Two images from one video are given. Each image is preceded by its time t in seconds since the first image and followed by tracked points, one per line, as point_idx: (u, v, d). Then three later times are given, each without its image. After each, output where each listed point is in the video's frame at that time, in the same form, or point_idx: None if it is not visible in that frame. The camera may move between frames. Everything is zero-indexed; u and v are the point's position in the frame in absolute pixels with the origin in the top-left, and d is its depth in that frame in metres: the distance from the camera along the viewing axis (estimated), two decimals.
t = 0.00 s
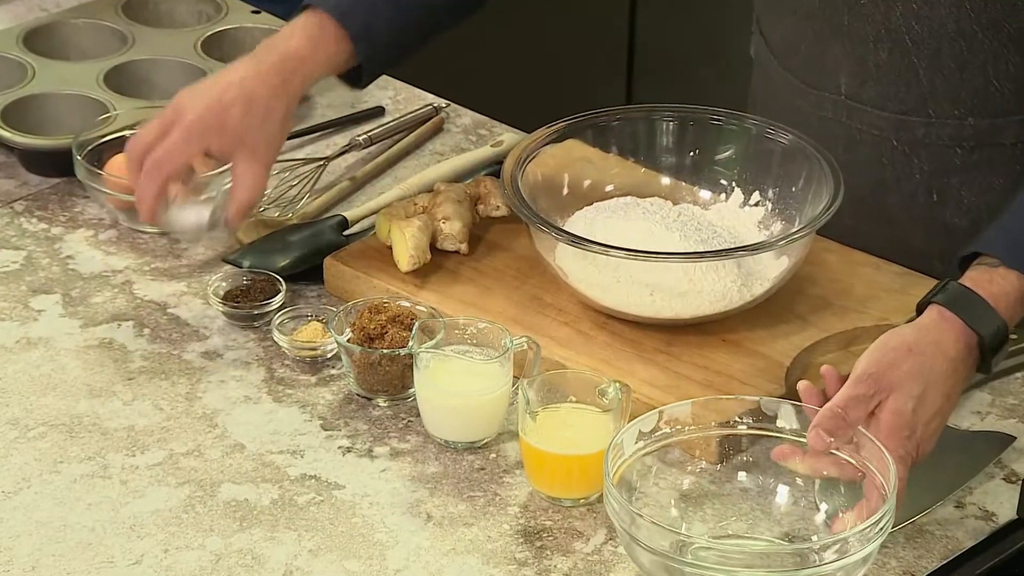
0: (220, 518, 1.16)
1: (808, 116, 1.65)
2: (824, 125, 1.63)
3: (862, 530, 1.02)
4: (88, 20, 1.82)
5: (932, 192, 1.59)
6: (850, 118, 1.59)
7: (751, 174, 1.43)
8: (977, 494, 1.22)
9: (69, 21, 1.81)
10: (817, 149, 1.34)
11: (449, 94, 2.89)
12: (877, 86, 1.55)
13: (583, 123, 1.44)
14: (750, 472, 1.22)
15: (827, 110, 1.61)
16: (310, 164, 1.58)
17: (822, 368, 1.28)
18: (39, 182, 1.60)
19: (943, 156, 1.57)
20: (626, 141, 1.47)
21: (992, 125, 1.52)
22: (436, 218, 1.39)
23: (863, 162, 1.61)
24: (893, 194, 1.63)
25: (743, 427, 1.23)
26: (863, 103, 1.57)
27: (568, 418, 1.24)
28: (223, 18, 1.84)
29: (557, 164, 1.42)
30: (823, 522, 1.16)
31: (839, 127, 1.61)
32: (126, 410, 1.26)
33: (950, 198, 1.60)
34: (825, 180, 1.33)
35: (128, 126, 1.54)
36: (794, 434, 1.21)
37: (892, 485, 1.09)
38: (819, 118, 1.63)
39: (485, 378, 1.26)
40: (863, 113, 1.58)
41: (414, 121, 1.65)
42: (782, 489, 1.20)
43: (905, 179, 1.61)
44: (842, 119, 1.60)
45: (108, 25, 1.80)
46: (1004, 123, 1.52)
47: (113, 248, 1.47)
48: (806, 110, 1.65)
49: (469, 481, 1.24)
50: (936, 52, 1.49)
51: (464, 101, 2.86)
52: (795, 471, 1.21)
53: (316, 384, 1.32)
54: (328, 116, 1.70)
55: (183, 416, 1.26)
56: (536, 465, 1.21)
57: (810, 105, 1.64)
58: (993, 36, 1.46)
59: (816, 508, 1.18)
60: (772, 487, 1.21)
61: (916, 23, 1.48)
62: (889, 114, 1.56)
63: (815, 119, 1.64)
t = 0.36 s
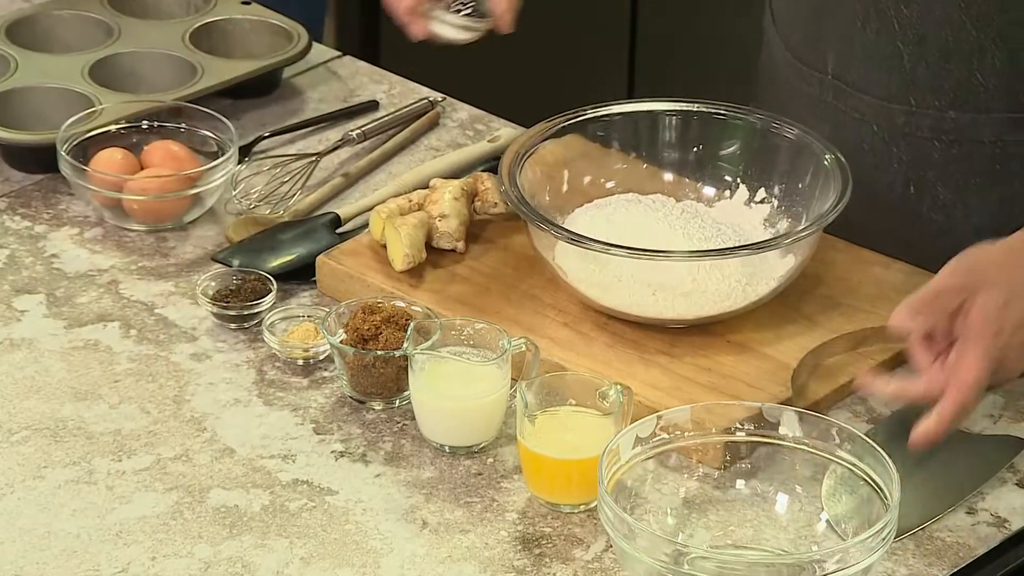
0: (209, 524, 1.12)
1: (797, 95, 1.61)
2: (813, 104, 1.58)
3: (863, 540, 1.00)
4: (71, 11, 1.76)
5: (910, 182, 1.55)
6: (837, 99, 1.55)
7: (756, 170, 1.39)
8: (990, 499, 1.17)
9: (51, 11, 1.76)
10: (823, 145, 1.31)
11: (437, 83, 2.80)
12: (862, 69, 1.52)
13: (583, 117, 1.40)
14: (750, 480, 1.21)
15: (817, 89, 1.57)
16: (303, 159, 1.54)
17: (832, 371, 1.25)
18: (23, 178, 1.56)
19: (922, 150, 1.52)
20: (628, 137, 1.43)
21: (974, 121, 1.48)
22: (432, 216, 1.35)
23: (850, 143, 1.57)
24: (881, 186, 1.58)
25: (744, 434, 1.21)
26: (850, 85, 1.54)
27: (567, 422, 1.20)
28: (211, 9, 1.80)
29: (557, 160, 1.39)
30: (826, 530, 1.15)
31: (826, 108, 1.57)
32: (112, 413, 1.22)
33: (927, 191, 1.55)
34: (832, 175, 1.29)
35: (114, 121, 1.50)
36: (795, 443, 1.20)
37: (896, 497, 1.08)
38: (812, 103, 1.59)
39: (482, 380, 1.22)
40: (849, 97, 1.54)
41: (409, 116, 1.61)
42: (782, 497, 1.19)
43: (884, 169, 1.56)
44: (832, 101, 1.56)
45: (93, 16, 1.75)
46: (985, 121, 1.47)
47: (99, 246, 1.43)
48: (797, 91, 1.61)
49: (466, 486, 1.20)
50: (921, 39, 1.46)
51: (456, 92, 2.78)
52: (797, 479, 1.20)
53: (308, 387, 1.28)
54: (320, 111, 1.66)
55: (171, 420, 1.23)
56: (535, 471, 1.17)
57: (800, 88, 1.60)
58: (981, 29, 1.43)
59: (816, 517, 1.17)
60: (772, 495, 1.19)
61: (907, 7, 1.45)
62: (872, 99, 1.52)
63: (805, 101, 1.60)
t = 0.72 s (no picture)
0: (199, 531, 1.09)
1: (829, 86, 1.51)
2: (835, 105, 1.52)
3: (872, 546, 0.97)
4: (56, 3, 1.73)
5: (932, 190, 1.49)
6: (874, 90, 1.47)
7: (761, 166, 1.35)
8: (1002, 504, 1.13)
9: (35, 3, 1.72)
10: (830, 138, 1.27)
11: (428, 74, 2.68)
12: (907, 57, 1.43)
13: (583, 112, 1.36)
14: (755, 485, 1.18)
15: (859, 82, 1.48)
16: (295, 155, 1.50)
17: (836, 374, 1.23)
18: (7, 174, 1.52)
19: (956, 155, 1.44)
20: (629, 133, 1.39)
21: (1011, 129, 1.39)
22: (428, 213, 1.31)
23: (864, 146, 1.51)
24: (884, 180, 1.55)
25: (748, 438, 1.17)
26: (893, 78, 1.45)
27: (567, 426, 1.17)
28: None
29: (555, 156, 1.35)
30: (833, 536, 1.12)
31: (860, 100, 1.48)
32: (99, 417, 1.19)
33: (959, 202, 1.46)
34: (840, 172, 1.25)
35: (100, 116, 1.47)
36: (801, 446, 1.17)
37: (905, 502, 1.04)
38: (843, 95, 1.50)
39: (479, 382, 1.19)
40: (889, 89, 1.45)
41: (404, 110, 1.58)
42: (788, 503, 1.16)
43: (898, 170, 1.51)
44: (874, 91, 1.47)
45: (78, 8, 1.71)
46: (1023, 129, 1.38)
47: (84, 244, 1.39)
48: (832, 81, 1.51)
49: (463, 492, 1.17)
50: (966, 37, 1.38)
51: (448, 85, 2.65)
52: (804, 484, 1.16)
53: (301, 390, 1.24)
54: (313, 105, 1.63)
55: (159, 424, 1.19)
56: (535, 476, 1.14)
57: (837, 76, 1.50)
58: None
59: (823, 523, 1.13)
60: (778, 500, 1.16)
61: None
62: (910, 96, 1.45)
63: (836, 99, 1.51)
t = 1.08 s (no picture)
0: (186, 539, 1.05)
1: (868, 80, 1.42)
2: (861, 92, 1.44)
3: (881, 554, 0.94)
4: None
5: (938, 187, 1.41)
6: (913, 86, 1.37)
7: (765, 163, 1.32)
8: (1014, 510, 1.09)
9: None
10: (836, 133, 1.23)
11: (421, 65, 2.58)
12: (943, 53, 1.33)
13: (583, 107, 1.32)
14: (759, 491, 1.14)
15: (891, 72, 1.39)
16: (284, 151, 1.47)
17: (845, 377, 1.19)
18: None
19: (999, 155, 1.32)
20: (630, 128, 1.35)
21: None
22: (422, 211, 1.27)
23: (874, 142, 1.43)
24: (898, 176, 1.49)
25: (752, 442, 1.14)
26: (927, 71, 1.35)
27: (566, 430, 1.13)
28: None
29: (554, 152, 1.31)
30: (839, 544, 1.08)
31: (890, 90, 1.39)
32: (83, 421, 1.15)
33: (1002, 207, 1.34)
34: (847, 168, 1.22)
35: (83, 110, 1.43)
36: (806, 451, 1.14)
37: (915, 507, 1.01)
38: (876, 87, 1.41)
39: (475, 386, 1.15)
40: (923, 81, 1.35)
41: (398, 104, 1.54)
42: (793, 509, 1.12)
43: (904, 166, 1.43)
44: (903, 83, 1.37)
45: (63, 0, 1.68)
46: None
47: (68, 243, 1.35)
48: (869, 72, 1.42)
49: (458, 498, 1.13)
50: (1009, 30, 1.27)
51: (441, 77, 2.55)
52: (809, 490, 1.13)
53: (291, 393, 1.21)
54: (304, 100, 1.59)
55: (145, 428, 1.15)
56: (533, 483, 1.10)
57: (875, 69, 1.41)
58: None
59: (829, 530, 1.09)
60: (783, 507, 1.13)
61: None
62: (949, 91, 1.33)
63: (870, 92, 1.42)
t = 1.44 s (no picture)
0: (172, 547, 1.02)
1: (902, 65, 1.39)
2: (896, 80, 1.41)
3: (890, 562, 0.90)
4: None
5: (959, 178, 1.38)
6: (942, 75, 1.33)
7: (770, 159, 1.28)
8: None
9: None
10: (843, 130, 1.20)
11: (412, 58, 2.52)
12: (972, 44, 1.29)
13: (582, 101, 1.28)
14: (764, 497, 1.10)
15: (923, 59, 1.36)
16: (274, 147, 1.43)
17: (853, 380, 1.15)
18: None
19: None
20: (631, 124, 1.32)
21: None
22: (416, 208, 1.23)
23: (897, 131, 1.42)
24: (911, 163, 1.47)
25: (756, 447, 1.10)
26: (956, 61, 1.31)
27: (565, 435, 1.09)
28: None
29: (552, 148, 1.28)
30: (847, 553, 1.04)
31: (921, 78, 1.36)
32: (66, 426, 1.12)
33: None
34: (854, 165, 1.18)
35: (67, 105, 1.39)
36: (813, 456, 1.10)
37: (923, 513, 0.97)
38: (909, 73, 1.38)
39: (470, 389, 1.12)
40: (953, 71, 1.32)
41: (392, 99, 1.50)
42: (799, 517, 1.09)
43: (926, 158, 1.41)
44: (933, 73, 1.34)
45: None
46: None
47: (51, 242, 1.32)
48: (904, 58, 1.39)
49: (454, 505, 1.09)
50: None
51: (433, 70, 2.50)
52: (815, 496, 1.09)
53: (281, 397, 1.17)
54: (295, 94, 1.55)
55: (130, 433, 1.12)
56: (530, 489, 1.07)
57: (910, 56, 1.38)
58: None
59: (836, 538, 1.06)
60: (788, 513, 1.09)
61: None
62: (977, 81, 1.30)
63: (903, 78, 1.40)
